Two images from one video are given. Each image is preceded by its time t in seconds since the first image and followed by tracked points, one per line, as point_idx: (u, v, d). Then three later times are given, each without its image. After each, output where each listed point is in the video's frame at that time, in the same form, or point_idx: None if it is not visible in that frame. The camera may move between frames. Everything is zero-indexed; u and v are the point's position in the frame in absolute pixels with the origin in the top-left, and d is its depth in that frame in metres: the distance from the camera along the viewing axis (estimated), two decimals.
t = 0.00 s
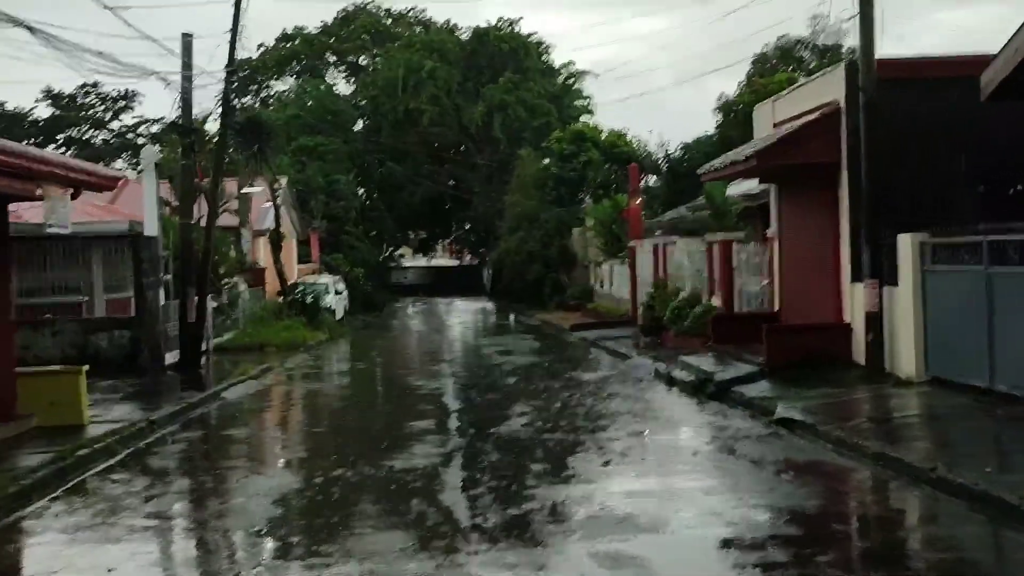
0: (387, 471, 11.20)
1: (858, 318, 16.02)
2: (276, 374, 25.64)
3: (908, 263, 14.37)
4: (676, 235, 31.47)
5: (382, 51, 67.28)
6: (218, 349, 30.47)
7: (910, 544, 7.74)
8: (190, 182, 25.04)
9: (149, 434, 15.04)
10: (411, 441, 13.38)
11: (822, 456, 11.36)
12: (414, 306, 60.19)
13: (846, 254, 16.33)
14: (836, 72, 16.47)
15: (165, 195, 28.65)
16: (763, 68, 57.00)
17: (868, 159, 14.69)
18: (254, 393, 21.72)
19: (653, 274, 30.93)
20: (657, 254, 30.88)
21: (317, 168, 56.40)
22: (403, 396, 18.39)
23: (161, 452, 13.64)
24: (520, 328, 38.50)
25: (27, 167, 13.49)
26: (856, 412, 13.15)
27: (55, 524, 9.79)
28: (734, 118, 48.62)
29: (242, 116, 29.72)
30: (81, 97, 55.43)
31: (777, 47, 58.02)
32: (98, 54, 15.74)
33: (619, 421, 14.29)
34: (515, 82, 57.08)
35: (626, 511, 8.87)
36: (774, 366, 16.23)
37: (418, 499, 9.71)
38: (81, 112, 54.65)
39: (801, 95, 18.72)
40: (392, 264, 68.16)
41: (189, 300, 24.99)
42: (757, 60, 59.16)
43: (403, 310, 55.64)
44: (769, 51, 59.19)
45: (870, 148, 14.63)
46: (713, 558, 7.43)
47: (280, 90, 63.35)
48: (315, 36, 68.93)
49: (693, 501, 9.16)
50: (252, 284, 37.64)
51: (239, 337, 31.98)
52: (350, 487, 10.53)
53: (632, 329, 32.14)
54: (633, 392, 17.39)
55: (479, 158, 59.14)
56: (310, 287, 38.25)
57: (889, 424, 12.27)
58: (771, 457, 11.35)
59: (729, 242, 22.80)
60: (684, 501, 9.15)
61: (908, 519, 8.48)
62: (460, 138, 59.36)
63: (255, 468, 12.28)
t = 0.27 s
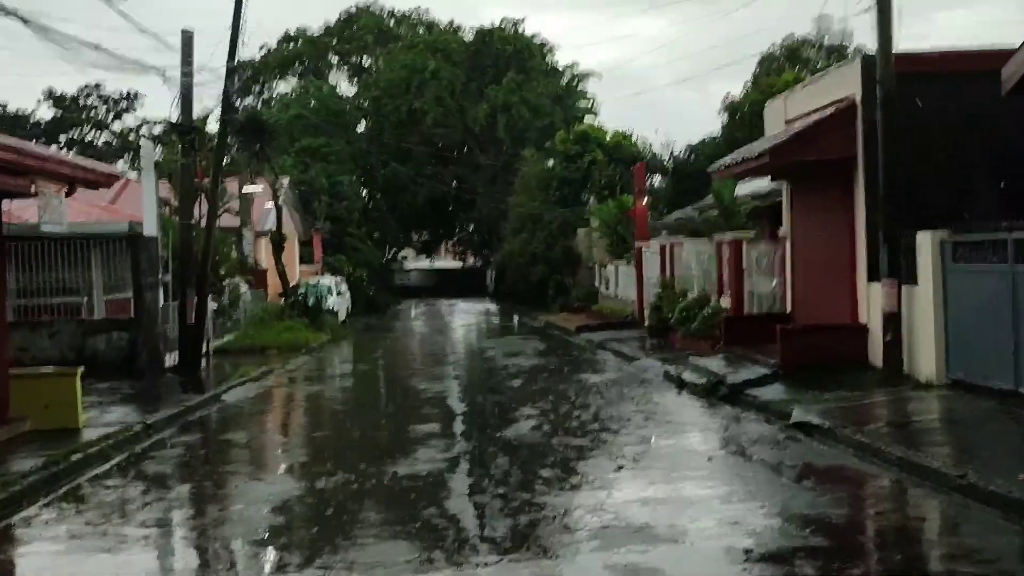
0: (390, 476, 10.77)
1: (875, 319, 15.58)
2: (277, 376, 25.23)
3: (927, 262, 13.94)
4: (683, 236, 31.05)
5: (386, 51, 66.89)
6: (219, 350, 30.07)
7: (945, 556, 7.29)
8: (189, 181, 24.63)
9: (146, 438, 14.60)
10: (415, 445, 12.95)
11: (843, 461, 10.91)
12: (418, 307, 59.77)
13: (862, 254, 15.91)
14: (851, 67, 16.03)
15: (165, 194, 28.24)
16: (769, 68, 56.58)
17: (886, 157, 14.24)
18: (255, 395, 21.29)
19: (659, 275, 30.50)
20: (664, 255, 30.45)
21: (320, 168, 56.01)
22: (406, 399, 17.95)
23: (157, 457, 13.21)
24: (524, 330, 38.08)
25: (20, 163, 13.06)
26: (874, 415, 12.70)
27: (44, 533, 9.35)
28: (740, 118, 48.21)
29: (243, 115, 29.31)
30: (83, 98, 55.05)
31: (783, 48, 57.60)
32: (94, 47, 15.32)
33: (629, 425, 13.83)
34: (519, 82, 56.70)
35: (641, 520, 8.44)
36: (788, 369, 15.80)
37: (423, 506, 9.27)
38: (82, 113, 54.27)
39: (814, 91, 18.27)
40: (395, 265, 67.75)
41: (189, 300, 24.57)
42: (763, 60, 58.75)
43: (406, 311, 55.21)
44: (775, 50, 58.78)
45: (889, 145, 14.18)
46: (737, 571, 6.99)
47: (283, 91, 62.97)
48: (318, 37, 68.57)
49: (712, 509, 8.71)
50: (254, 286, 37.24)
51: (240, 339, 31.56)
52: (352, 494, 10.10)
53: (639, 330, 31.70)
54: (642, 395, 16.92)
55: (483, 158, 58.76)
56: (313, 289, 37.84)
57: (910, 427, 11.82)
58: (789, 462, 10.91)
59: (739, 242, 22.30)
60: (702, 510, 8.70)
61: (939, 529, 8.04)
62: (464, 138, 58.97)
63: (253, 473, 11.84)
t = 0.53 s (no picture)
0: (390, 489, 10.44)
1: (886, 325, 15.26)
2: (277, 382, 24.87)
3: (940, 266, 13.62)
4: (688, 238, 30.70)
5: (388, 53, 66.61)
6: (218, 355, 29.76)
7: None
8: (188, 183, 24.30)
9: (141, 447, 14.28)
10: (416, 454, 12.60)
11: (857, 472, 10.56)
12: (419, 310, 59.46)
13: (871, 258, 15.59)
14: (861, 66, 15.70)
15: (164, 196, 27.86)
16: (773, 69, 56.26)
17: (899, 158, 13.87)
18: (255, 401, 20.96)
19: (663, 278, 30.19)
20: (668, 258, 30.09)
21: (321, 171, 55.70)
22: (407, 406, 17.61)
23: (152, 467, 12.87)
24: (527, 334, 37.76)
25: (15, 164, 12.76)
26: (888, 424, 12.37)
27: (31, 549, 9.02)
28: (744, 120, 47.90)
29: (243, 117, 28.99)
30: (84, 101, 54.73)
31: (788, 49, 57.28)
32: (90, 49, 14.97)
33: (635, 434, 13.50)
34: (522, 84, 56.41)
35: (651, 538, 8.11)
36: (796, 375, 15.49)
37: (424, 522, 8.94)
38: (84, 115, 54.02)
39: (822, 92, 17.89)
40: (397, 268, 67.53)
41: (187, 305, 24.24)
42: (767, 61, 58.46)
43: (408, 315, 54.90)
44: (778, 52, 58.45)
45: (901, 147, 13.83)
46: None
47: (285, 93, 62.69)
48: (320, 39, 68.34)
49: (721, 526, 8.36)
50: (255, 289, 36.93)
51: (240, 343, 31.24)
52: (351, 508, 9.77)
53: (643, 334, 31.37)
54: (648, 402, 16.58)
55: (485, 160, 58.48)
56: (314, 292, 37.53)
57: (925, 437, 11.48)
58: (801, 473, 10.57)
59: (745, 245, 21.93)
60: (712, 527, 8.35)
61: (963, 547, 7.69)
62: (467, 141, 58.67)
63: (249, 484, 11.50)
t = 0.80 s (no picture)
0: (385, 494, 9.95)
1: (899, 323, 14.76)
2: (274, 382, 24.41)
3: (956, 262, 13.14)
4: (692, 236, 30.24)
5: (388, 51, 66.18)
6: (215, 354, 29.30)
7: None
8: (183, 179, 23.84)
9: (130, 450, 13.78)
10: (413, 457, 12.12)
11: (874, 475, 10.08)
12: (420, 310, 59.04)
13: (884, 255, 15.14)
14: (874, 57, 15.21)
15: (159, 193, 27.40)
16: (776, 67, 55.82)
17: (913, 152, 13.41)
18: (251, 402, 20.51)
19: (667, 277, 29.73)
20: (672, 256, 29.64)
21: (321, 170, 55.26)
22: (406, 407, 17.12)
23: (141, 470, 12.40)
24: (528, 333, 37.32)
25: None
26: (904, 426, 11.87)
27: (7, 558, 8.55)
28: (746, 118, 47.55)
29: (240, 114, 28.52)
30: (83, 99, 54.20)
31: (791, 47, 56.84)
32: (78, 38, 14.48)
33: (640, 436, 13.03)
34: (523, 82, 56.02)
35: (661, 547, 7.63)
36: (805, 375, 15.01)
37: (420, 529, 8.46)
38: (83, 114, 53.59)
39: (832, 83, 17.39)
40: (397, 268, 67.11)
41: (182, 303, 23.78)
42: (769, 58, 58.04)
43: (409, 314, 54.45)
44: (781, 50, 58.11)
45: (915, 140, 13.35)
46: None
47: (285, 92, 62.26)
48: (320, 37, 67.92)
49: (733, 534, 7.88)
50: (253, 288, 36.48)
51: (237, 343, 30.77)
52: (345, 513, 9.29)
53: (646, 334, 30.91)
54: (653, 403, 16.11)
55: (486, 159, 58.04)
56: (313, 291, 37.07)
57: (945, 439, 10.98)
58: (816, 477, 10.08)
59: (751, 242, 21.43)
60: (724, 535, 7.86)
61: (995, 557, 7.20)
62: (467, 139, 58.23)
63: (239, 488, 11.03)
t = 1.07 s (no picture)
0: (382, 506, 9.53)
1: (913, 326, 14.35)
2: (272, 384, 23.99)
3: (973, 263, 12.72)
4: (697, 236, 29.80)
5: (389, 50, 65.74)
6: (213, 355, 28.88)
7: None
8: (179, 177, 23.43)
9: (120, 457, 13.35)
10: (412, 465, 11.71)
11: (893, 485, 9.66)
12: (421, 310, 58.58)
13: (897, 255, 14.73)
14: (886, 51, 14.81)
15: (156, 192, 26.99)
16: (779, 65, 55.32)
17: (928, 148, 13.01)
18: (248, 405, 20.10)
19: (671, 276, 29.29)
20: (677, 255, 29.20)
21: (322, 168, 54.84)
22: (406, 411, 16.69)
23: (132, 477, 12.00)
24: (530, 333, 36.86)
25: None
26: (922, 433, 11.45)
27: None
28: (750, 115, 46.98)
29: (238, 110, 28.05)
30: (83, 98, 53.73)
31: (795, 45, 56.34)
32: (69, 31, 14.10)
33: (647, 442, 12.61)
34: (525, 80, 55.49)
35: (673, 565, 7.20)
36: (816, 379, 14.60)
37: (419, 544, 8.05)
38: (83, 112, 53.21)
39: (840, 80, 16.99)
40: (398, 267, 66.68)
41: (179, 304, 23.37)
42: (773, 57, 57.55)
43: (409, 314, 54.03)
44: (785, 47, 57.54)
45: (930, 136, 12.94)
46: None
47: (286, 90, 61.85)
48: (321, 36, 67.49)
49: (750, 550, 7.45)
50: (252, 288, 36.07)
51: (235, 344, 30.33)
52: (340, 527, 8.87)
53: (649, 335, 30.47)
54: (659, 407, 15.70)
55: (488, 157, 57.59)
56: (312, 291, 36.65)
57: (965, 448, 10.55)
58: (833, 487, 9.66)
59: (759, 242, 21.03)
60: (740, 552, 7.43)
61: None
62: (469, 138, 57.78)
63: (231, 498, 10.62)
